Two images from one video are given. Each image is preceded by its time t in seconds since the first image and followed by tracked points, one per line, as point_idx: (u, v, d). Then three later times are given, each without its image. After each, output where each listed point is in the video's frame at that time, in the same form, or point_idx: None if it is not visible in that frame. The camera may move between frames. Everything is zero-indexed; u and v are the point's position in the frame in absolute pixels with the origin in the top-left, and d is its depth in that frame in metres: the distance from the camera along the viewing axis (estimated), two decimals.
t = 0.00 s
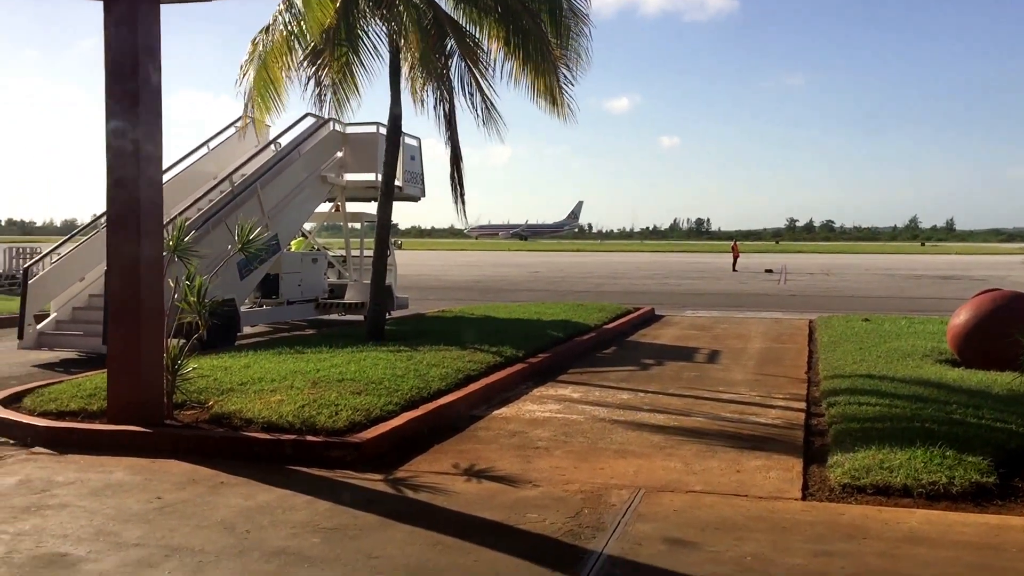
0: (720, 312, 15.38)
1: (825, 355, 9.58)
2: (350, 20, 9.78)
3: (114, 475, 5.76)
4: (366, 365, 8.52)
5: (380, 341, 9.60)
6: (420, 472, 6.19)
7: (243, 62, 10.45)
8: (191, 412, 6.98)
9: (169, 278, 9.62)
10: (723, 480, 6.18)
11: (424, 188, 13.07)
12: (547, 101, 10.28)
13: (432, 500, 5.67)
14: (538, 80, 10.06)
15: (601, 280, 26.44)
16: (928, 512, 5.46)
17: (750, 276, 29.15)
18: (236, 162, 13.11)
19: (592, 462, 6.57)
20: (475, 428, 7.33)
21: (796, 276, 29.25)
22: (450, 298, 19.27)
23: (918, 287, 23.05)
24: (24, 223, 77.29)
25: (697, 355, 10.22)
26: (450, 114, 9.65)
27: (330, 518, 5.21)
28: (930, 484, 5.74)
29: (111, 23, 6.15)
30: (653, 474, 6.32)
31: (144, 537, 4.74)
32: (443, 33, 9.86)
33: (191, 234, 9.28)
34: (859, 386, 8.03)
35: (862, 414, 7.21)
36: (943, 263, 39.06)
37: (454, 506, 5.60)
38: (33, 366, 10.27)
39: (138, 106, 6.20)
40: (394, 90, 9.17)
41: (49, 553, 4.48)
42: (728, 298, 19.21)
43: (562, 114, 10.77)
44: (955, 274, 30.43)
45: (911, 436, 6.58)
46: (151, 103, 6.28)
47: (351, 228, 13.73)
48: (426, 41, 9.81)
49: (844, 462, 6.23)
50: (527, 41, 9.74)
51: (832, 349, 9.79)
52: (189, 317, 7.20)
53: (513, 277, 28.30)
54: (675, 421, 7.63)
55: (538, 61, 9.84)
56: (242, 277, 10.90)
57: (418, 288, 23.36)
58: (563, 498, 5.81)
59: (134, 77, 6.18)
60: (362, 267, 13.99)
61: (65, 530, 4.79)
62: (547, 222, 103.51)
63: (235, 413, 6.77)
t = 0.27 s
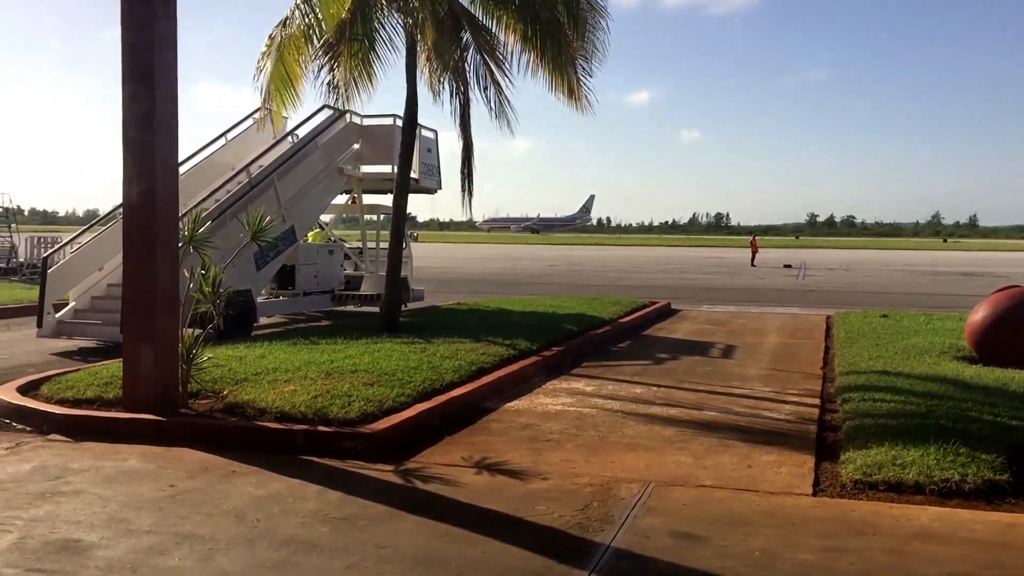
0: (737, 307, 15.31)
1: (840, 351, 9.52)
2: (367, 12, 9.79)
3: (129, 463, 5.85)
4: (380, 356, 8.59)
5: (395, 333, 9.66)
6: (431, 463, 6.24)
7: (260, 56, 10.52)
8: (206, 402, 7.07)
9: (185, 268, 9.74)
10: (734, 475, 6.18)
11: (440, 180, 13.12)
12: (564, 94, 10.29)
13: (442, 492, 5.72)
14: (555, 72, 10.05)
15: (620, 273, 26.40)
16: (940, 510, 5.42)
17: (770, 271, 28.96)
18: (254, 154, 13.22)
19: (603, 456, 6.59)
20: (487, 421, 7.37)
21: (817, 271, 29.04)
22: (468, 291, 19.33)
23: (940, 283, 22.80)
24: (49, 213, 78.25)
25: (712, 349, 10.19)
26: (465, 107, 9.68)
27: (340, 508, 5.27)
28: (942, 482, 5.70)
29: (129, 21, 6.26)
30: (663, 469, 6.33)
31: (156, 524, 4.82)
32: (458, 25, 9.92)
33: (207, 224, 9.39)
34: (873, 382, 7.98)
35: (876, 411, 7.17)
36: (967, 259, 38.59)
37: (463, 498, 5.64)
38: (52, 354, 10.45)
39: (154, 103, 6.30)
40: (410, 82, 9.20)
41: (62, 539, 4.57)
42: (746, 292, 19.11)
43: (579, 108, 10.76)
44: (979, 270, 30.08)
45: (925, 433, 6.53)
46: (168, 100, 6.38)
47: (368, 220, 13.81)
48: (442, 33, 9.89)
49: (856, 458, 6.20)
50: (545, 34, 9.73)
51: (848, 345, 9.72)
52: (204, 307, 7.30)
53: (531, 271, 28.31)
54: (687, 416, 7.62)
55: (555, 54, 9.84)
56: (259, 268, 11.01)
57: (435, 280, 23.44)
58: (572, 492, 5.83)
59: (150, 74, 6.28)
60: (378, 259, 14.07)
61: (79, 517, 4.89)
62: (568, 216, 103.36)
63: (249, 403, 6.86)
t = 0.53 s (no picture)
0: (746, 306, 15.28)
1: (849, 350, 9.50)
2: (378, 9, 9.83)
3: (137, 460, 5.90)
4: (388, 354, 8.62)
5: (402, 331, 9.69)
6: (437, 461, 6.27)
7: (271, 56, 10.55)
8: (214, 399, 7.12)
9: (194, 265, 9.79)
10: (740, 475, 6.18)
11: (449, 178, 13.14)
12: (574, 91, 10.29)
13: (448, 489, 5.74)
14: (564, 68, 10.09)
15: (628, 272, 26.37)
16: (946, 510, 5.41)
17: (780, 269, 28.88)
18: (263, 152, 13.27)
19: (609, 455, 6.59)
20: (494, 419, 7.38)
21: (826, 270, 28.95)
22: (476, 289, 19.35)
23: (950, 282, 22.68)
24: (61, 210, 78.67)
25: (720, 348, 10.18)
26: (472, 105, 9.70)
27: (346, 505, 5.30)
28: (949, 482, 5.69)
29: (138, 22, 6.29)
30: (670, 467, 6.33)
31: (163, 521, 4.86)
32: (468, 23, 9.86)
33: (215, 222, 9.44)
34: (881, 382, 7.96)
35: (884, 411, 7.15)
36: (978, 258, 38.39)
37: (469, 495, 5.66)
38: (62, 350, 10.53)
39: (163, 104, 6.34)
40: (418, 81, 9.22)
41: (70, 535, 4.62)
42: (754, 291, 19.07)
43: (590, 104, 10.76)
44: (990, 269, 29.90)
45: (932, 433, 6.51)
46: (177, 101, 6.42)
47: (377, 218, 13.85)
48: (452, 31, 9.85)
49: (862, 458, 6.19)
50: (553, 30, 9.78)
51: (857, 344, 9.70)
52: (213, 304, 7.35)
53: (539, 268, 28.32)
54: (694, 414, 7.62)
55: (563, 50, 9.88)
56: (267, 265, 11.06)
57: (444, 278, 23.48)
58: (578, 490, 5.84)
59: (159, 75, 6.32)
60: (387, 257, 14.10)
61: (86, 513, 4.93)
62: (577, 213, 103.21)
63: (257, 400, 6.90)
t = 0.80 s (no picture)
0: (750, 306, 15.26)
1: (853, 351, 9.48)
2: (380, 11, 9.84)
3: (142, 460, 5.92)
4: (392, 355, 8.62)
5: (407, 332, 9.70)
6: (441, 462, 6.27)
7: (272, 57, 10.59)
8: (219, 399, 7.13)
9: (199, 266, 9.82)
10: (744, 475, 6.17)
11: (453, 179, 13.15)
12: (577, 91, 10.29)
13: (452, 490, 5.74)
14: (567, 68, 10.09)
15: (632, 272, 26.36)
16: (950, 510, 5.40)
17: (785, 270, 28.82)
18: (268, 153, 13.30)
19: (613, 455, 6.59)
20: (498, 420, 7.39)
21: (831, 271, 28.90)
22: (480, 290, 19.36)
23: (955, 283, 22.61)
24: (67, 211, 78.93)
25: (724, 349, 10.17)
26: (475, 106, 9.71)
27: (350, 506, 5.31)
28: (953, 482, 5.68)
29: (143, 24, 6.31)
30: (674, 468, 6.33)
31: (167, 521, 4.88)
32: (471, 25, 9.87)
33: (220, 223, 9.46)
34: (886, 382, 7.95)
35: (888, 411, 7.14)
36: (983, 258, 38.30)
37: (473, 496, 5.66)
38: (68, 351, 10.56)
39: (168, 105, 6.36)
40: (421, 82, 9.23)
41: (75, 535, 4.64)
42: (759, 291, 19.05)
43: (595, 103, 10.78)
44: (996, 269, 29.81)
45: (936, 433, 6.50)
46: (182, 103, 6.44)
47: (381, 219, 13.86)
48: (455, 32, 9.84)
49: (867, 458, 6.18)
50: (555, 31, 9.78)
51: (861, 345, 9.67)
52: (218, 304, 7.37)
53: (543, 269, 28.31)
54: (699, 415, 7.61)
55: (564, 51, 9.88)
56: (272, 266, 11.08)
57: (448, 279, 23.49)
58: (582, 490, 5.84)
59: (164, 76, 6.34)
60: (391, 258, 14.11)
61: (91, 513, 4.95)
62: (582, 214, 103.25)
63: (261, 401, 6.91)
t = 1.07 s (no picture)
0: (753, 308, 15.25)
1: (857, 353, 9.46)
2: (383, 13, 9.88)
3: (146, 462, 5.93)
4: (396, 357, 8.63)
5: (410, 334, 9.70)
6: (445, 464, 6.28)
7: (276, 62, 10.63)
8: (223, 402, 7.14)
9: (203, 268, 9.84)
10: (749, 477, 6.17)
11: (456, 181, 13.17)
12: (581, 93, 10.30)
13: (456, 492, 5.74)
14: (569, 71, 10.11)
15: (636, 275, 26.36)
16: (955, 512, 5.39)
17: (788, 272, 28.78)
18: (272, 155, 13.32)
19: (617, 457, 6.59)
20: (501, 422, 7.39)
21: (835, 273, 28.87)
22: (484, 292, 19.36)
23: (958, 285, 22.59)
24: (71, 214, 79.11)
25: (728, 350, 10.16)
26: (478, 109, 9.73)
27: (354, 508, 5.31)
28: (957, 484, 5.67)
29: (148, 27, 6.33)
30: (678, 469, 6.32)
31: (172, 523, 4.89)
32: (475, 27, 9.88)
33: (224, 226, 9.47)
34: (890, 384, 7.94)
35: (892, 413, 7.13)
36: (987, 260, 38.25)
37: (477, 498, 5.66)
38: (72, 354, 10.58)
39: (173, 109, 6.38)
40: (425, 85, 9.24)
41: (80, 537, 4.65)
42: (762, 293, 19.03)
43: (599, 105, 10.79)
44: (1000, 271, 29.76)
45: (941, 435, 6.49)
46: (187, 107, 6.46)
47: (385, 221, 13.87)
48: (458, 35, 9.83)
49: (871, 460, 6.17)
50: (558, 32, 9.81)
51: (865, 347, 9.66)
52: (222, 307, 7.38)
53: (546, 272, 28.30)
54: (702, 417, 7.61)
55: (569, 53, 9.91)
56: (276, 269, 11.10)
57: (451, 281, 23.51)
58: (586, 492, 5.84)
59: (169, 81, 6.36)
60: (395, 260, 14.12)
61: (96, 515, 4.96)
62: (585, 216, 103.32)
63: (265, 403, 6.92)
